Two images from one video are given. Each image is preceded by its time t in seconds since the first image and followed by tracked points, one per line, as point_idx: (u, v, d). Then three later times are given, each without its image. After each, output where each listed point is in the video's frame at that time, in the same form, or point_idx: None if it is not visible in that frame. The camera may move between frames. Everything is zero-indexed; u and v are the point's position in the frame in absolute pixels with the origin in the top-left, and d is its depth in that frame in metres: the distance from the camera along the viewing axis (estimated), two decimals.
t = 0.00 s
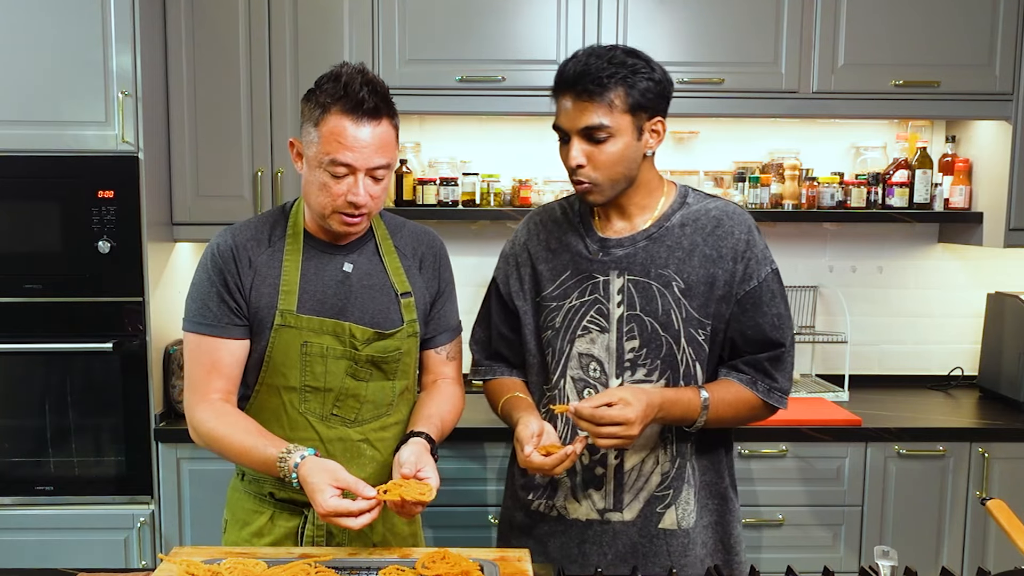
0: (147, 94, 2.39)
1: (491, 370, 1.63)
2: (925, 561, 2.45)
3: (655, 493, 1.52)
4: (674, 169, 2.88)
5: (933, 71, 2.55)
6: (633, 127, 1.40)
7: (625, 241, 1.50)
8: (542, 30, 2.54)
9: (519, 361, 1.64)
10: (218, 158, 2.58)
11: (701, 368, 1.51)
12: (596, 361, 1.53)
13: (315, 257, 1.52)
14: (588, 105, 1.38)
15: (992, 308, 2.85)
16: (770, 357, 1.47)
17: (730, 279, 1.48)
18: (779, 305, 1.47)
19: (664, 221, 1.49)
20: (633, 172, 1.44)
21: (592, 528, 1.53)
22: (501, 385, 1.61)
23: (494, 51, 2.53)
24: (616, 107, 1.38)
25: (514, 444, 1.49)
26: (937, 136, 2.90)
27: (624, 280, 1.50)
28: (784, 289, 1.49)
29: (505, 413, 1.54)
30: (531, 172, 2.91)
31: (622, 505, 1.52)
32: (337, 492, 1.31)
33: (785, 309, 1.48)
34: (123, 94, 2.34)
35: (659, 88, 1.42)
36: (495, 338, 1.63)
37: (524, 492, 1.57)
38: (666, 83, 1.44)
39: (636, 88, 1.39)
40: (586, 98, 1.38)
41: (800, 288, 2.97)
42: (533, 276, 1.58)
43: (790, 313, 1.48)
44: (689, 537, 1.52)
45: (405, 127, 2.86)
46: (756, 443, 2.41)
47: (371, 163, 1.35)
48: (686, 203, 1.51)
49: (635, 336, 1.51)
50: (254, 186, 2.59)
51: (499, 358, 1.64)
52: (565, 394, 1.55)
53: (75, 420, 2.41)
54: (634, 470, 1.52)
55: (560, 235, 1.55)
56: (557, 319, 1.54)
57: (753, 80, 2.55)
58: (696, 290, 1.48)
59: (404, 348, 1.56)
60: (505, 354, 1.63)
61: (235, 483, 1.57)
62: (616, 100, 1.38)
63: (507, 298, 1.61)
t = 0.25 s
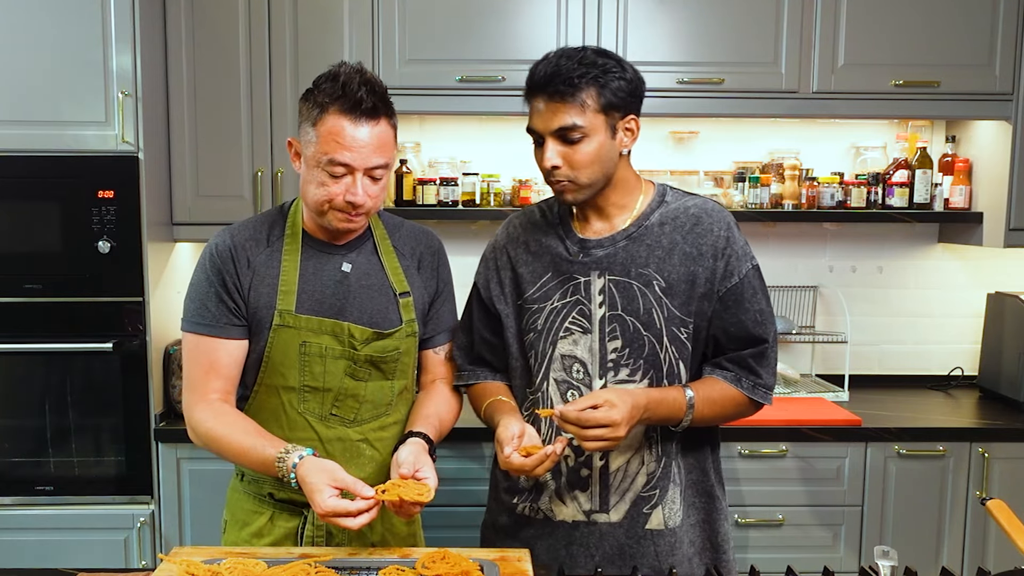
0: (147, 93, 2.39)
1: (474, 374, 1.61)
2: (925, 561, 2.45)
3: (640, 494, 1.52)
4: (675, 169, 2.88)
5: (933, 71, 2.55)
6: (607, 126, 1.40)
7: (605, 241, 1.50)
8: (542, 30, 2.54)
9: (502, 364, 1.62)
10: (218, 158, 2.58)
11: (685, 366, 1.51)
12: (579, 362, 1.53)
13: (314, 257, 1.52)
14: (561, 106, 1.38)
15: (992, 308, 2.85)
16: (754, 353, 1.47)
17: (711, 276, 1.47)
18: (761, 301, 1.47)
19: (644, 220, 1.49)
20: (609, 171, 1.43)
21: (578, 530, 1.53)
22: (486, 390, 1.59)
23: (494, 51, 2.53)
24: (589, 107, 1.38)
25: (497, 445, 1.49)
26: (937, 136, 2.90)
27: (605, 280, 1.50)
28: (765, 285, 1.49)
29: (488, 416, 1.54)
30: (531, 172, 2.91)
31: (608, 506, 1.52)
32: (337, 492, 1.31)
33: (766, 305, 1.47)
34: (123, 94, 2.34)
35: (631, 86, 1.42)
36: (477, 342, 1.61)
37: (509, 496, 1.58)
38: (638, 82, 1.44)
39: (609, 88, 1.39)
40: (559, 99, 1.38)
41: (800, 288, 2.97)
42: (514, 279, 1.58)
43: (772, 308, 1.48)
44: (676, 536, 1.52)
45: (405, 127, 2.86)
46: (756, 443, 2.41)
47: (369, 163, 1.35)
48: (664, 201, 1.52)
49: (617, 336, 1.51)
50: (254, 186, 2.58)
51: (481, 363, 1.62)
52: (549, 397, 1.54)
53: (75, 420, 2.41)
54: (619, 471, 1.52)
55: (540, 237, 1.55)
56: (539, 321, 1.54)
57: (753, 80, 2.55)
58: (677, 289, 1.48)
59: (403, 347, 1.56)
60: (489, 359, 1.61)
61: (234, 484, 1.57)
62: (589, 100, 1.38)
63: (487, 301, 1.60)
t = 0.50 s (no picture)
0: (147, 94, 2.39)
1: (462, 378, 1.60)
2: (925, 561, 2.45)
3: (627, 495, 1.52)
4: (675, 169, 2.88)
5: (933, 71, 2.55)
6: (587, 128, 1.40)
7: (590, 242, 1.50)
8: (542, 30, 2.54)
9: (490, 367, 1.62)
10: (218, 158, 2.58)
11: (671, 367, 1.51)
12: (565, 364, 1.53)
13: (313, 257, 1.52)
14: (540, 110, 1.37)
15: (992, 308, 2.85)
16: (741, 354, 1.47)
17: (696, 276, 1.47)
18: (747, 300, 1.47)
19: (629, 220, 1.50)
20: (591, 173, 1.43)
21: (565, 531, 1.53)
22: (474, 392, 1.58)
23: (494, 51, 2.53)
24: (569, 110, 1.38)
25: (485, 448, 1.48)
26: (937, 136, 2.90)
27: (590, 282, 1.50)
28: (751, 284, 1.49)
29: (477, 420, 1.53)
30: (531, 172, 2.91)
31: (596, 507, 1.52)
32: (349, 505, 1.27)
33: (753, 304, 1.48)
34: (123, 94, 2.34)
35: (610, 87, 1.42)
36: (464, 345, 1.61)
37: (497, 498, 1.59)
38: (617, 82, 1.44)
39: (588, 90, 1.39)
40: (538, 103, 1.38)
41: (800, 288, 2.97)
42: (500, 280, 1.58)
43: (759, 307, 1.48)
44: (663, 538, 1.52)
45: (406, 127, 2.86)
46: (756, 443, 2.41)
47: (368, 162, 1.36)
48: (649, 201, 1.52)
49: (603, 338, 1.51)
50: (254, 186, 2.59)
51: (469, 365, 1.62)
52: (536, 399, 1.54)
53: (75, 420, 2.41)
54: (606, 472, 1.52)
55: (525, 238, 1.55)
56: (524, 323, 1.54)
57: (753, 80, 2.55)
58: (663, 289, 1.48)
59: (401, 347, 1.56)
60: (476, 361, 1.62)
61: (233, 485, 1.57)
62: (568, 103, 1.38)
63: (473, 304, 1.60)
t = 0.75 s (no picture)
0: (147, 93, 2.39)
1: (457, 378, 1.61)
2: (925, 561, 2.45)
3: (624, 498, 1.52)
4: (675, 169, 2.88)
5: (933, 71, 2.55)
6: (587, 129, 1.40)
7: (588, 244, 1.50)
8: (542, 30, 2.54)
9: (485, 367, 1.62)
10: (218, 159, 2.58)
11: (668, 370, 1.51)
12: (563, 366, 1.52)
13: (316, 257, 1.52)
14: (540, 112, 1.37)
15: (992, 307, 2.85)
16: (738, 357, 1.47)
17: (694, 279, 1.47)
18: (745, 304, 1.47)
19: (627, 222, 1.49)
20: (592, 173, 1.43)
21: (562, 534, 1.53)
22: (469, 393, 1.59)
23: (494, 51, 2.53)
24: (568, 111, 1.38)
25: (483, 451, 1.48)
26: (937, 136, 2.90)
27: (588, 283, 1.50)
28: (749, 288, 1.49)
29: (472, 422, 1.54)
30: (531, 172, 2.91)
31: (592, 510, 1.52)
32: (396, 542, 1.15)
33: (751, 307, 1.48)
34: (123, 94, 2.34)
35: (610, 87, 1.42)
36: (460, 345, 1.61)
37: (494, 499, 1.59)
38: (617, 82, 1.44)
39: (588, 91, 1.39)
40: (538, 104, 1.38)
41: (800, 288, 2.97)
42: (496, 281, 1.57)
43: (756, 311, 1.49)
44: (660, 540, 1.52)
45: (406, 127, 2.86)
46: (756, 443, 2.41)
47: (364, 160, 1.36)
48: (648, 202, 1.51)
49: (601, 340, 1.51)
50: (254, 186, 2.59)
51: (465, 365, 1.62)
52: (533, 401, 1.55)
53: (75, 420, 2.41)
54: (603, 475, 1.52)
55: (523, 239, 1.55)
56: (522, 324, 1.54)
57: (754, 80, 2.55)
58: (661, 292, 1.48)
59: (402, 347, 1.57)
60: (471, 362, 1.62)
61: (230, 483, 1.57)
62: (568, 104, 1.38)
63: (470, 304, 1.59)
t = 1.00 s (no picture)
0: (147, 93, 2.39)
1: (462, 376, 1.61)
2: (925, 561, 2.45)
3: (630, 500, 1.52)
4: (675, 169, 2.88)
5: (933, 71, 2.55)
6: (601, 131, 1.39)
7: (597, 244, 1.50)
8: (542, 30, 2.54)
9: (491, 366, 1.62)
10: (218, 159, 2.58)
11: (676, 371, 1.51)
12: (570, 367, 1.53)
13: (321, 259, 1.52)
14: (555, 112, 1.37)
15: (992, 307, 2.85)
16: (746, 361, 1.47)
17: (703, 282, 1.47)
18: (754, 307, 1.47)
19: (636, 223, 1.49)
20: (605, 174, 1.43)
21: (568, 535, 1.53)
22: (475, 392, 1.59)
23: (493, 51, 2.53)
24: (583, 112, 1.37)
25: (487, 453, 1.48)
26: (938, 136, 2.90)
27: (596, 284, 1.50)
28: (758, 291, 1.49)
29: (477, 420, 1.53)
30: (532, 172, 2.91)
31: (598, 512, 1.52)
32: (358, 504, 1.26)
33: (760, 310, 1.48)
34: (123, 94, 2.34)
35: (625, 88, 1.41)
36: (465, 343, 1.61)
37: (500, 498, 1.57)
38: (632, 83, 1.43)
39: (603, 91, 1.38)
40: (552, 104, 1.37)
41: (800, 288, 2.97)
42: (504, 281, 1.57)
43: (765, 314, 1.48)
44: (665, 543, 1.52)
45: (406, 127, 2.86)
46: (756, 443, 2.41)
47: (373, 165, 1.35)
48: (658, 203, 1.51)
49: (608, 341, 1.51)
50: (254, 186, 2.58)
51: (470, 364, 1.62)
52: (539, 401, 1.55)
53: (75, 420, 2.42)
54: (609, 477, 1.52)
55: (532, 239, 1.55)
56: (529, 324, 1.54)
57: (754, 80, 2.55)
58: (669, 294, 1.48)
59: (408, 349, 1.57)
60: (477, 360, 1.61)
61: (232, 485, 1.56)
62: (583, 105, 1.37)
63: (477, 303, 1.59)
